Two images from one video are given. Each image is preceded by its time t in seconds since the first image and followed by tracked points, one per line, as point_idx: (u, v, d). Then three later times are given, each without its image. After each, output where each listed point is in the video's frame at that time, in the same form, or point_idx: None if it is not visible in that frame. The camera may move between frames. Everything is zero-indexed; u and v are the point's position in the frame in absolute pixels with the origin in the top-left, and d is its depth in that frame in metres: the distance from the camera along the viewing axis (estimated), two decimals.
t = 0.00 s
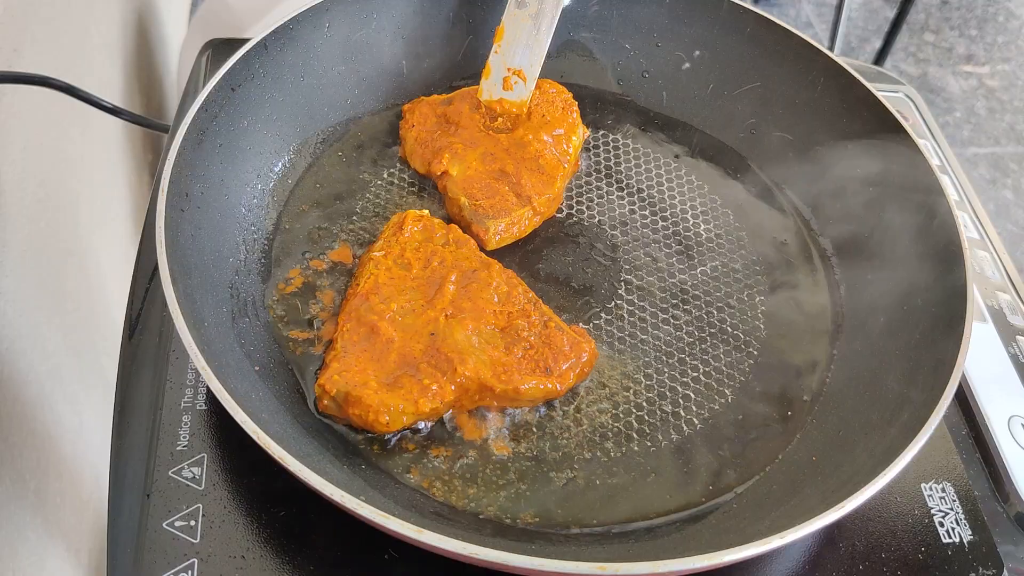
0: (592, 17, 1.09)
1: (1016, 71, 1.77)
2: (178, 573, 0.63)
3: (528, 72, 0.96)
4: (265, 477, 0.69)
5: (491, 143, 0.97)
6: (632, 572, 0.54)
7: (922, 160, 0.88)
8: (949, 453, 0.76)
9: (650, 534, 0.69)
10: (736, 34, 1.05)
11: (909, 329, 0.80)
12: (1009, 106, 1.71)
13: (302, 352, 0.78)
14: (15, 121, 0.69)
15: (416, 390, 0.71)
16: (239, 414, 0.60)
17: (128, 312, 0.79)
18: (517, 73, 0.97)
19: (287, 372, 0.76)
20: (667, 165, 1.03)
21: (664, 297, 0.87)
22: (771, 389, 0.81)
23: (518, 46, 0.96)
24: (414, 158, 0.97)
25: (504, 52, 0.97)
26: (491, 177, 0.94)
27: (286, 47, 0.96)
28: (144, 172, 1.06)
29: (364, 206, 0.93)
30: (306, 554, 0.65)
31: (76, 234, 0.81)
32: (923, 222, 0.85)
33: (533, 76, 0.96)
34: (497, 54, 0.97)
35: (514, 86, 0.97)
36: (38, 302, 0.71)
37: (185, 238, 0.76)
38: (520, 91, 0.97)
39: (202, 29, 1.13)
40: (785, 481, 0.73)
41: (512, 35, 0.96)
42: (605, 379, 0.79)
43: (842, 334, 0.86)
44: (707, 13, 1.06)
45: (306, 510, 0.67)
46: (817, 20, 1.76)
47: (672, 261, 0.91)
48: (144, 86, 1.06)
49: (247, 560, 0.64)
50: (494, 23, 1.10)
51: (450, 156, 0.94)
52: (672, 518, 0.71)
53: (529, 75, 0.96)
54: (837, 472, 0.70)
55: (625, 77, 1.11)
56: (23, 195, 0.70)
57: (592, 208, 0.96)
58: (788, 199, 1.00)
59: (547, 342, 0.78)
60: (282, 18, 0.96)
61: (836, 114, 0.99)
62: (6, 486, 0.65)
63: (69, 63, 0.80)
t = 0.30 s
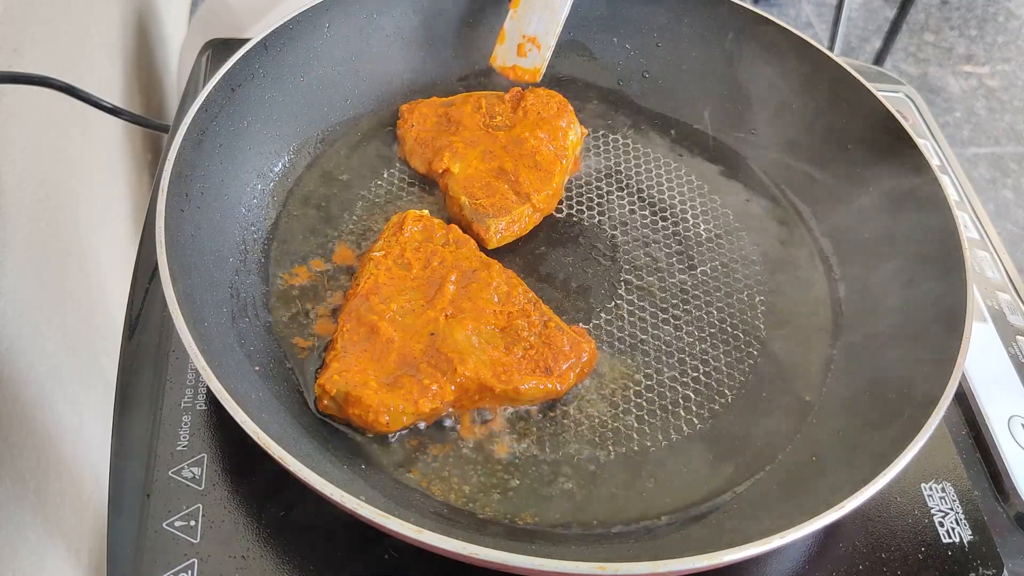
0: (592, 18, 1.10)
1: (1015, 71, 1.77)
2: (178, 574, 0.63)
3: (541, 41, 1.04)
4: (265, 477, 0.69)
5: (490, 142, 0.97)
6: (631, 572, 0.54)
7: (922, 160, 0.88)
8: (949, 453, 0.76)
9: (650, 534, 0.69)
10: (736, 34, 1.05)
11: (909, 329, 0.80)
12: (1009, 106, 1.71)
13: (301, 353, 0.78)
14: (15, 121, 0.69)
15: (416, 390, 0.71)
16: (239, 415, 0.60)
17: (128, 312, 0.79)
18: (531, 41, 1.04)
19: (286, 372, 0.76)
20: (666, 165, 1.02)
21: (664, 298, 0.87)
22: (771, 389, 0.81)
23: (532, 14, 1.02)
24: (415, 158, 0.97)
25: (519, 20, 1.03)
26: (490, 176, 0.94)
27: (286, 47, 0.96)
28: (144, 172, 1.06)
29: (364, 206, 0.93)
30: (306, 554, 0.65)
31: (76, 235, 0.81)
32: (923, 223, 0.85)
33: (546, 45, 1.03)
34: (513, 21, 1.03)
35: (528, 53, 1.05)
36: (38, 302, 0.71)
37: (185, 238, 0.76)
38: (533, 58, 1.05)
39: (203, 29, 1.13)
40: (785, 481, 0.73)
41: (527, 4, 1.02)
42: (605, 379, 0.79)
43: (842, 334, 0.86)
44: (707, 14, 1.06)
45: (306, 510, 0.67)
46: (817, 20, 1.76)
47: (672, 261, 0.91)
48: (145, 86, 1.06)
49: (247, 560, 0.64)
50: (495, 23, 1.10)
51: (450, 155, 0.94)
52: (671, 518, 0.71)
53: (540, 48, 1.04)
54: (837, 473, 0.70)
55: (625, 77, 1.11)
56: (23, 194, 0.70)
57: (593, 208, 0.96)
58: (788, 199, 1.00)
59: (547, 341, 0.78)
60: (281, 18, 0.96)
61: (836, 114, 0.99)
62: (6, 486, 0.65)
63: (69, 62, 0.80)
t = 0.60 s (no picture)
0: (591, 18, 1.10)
1: (1016, 71, 1.77)
2: (178, 574, 0.63)
3: None
4: (266, 477, 0.69)
5: (490, 142, 0.97)
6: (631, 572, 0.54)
7: (922, 160, 0.88)
8: (949, 453, 0.76)
9: (650, 534, 0.69)
10: (736, 34, 1.06)
11: (909, 329, 0.80)
12: (1009, 106, 1.71)
13: (302, 353, 0.78)
14: (15, 121, 0.69)
15: (416, 390, 0.71)
16: (239, 415, 0.60)
17: (128, 312, 0.79)
18: None
19: (286, 372, 0.76)
20: (667, 165, 1.02)
21: (664, 298, 0.87)
22: (771, 389, 0.81)
23: None
24: (415, 158, 0.97)
25: None
26: (490, 175, 0.94)
27: (286, 47, 0.97)
28: (144, 172, 1.06)
29: (364, 206, 0.93)
30: (305, 554, 0.65)
31: (76, 235, 0.81)
32: (923, 223, 0.85)
33: None
34: None
35: None
36: (38, 302, 0.71)
37: (184, 238, 0.76)
38: None
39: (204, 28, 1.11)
40: (785, 481, 0.73)
41: None
42: (605, 379, 0.79)
43: (842, 334, 0.86)
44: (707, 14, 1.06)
45: (306, 510, 0.67)
46: (818, 20, 1.76)
47: (672, 261, 0.91)
48: (145, 86, 1.06)
49: (247, 560, 0.64)
50: (494, 24, 1.11)
51: (450, 155, 0.94)
52: (672, 518, 0.71)
53: None
54: (837, 473, 0.70)
55: (626, 77, 1.11)
56: (23, 195, 0.70)
57: (593, 208, 0.96)
58: (788, 199, 1.00)
59: (547, 341, 0.78)
60: (280, 19, 0.97)
61: (836, 114, 0.99)
62: (6, 486, 0.65)
63: (69, 63, 0.80)
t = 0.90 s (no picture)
0: (592, 18, 1.10)
1: (1016, 71, 1.77)
2: (179, 573, 0.63)
3: None
4: (266, 477, 0.69)
5: (490, 142, 0.97)
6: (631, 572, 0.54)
7: (922, 160, 0.88)
8: (948, 453, 0.76)
9: (650, 534, 0.69)
10: (736, 35, 1.06)
11: (909, 329, 0.80)
12: (1009, 106, 1.71)
13: (302, 353, 0.78)
14: (15, 121, 0.69)
15: (415, 390, 0.71)
16: (240, 414, 0.60)
17: (128, 312, 0.79)
18: None
19: (286, 372, 0.76)
20: (667, 165, 1.02)
21: (664, 297, 0.87)
22: (771, 390, 0.81)
23: None
24: (414, 157, 0.97)
25: None
26: (490, 175, 0.94)
27: (286, 47, 0.97)
28: (144, 172, 1.06)
29: (364, 206, 0.93)
30: (305, 554, 0.65)
31: (76, 235, 0.81)
32: (924, 223, 0.85)
33: None
34: None
35: None
36: (38, 302, 0.71)
37: (184, 238, 0.76)
38: None
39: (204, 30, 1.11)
40: (785, 481, 0.73)
41: None
42: (605, 379, 0.79)
43: (842, 335, 0.86)
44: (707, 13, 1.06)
45: (306, 510, 0.67)
46: (817, 20, 1.76)
47: (672, 261, 0.91)
48: (145, 85, 1.06)
49: (247, 560, 0.64)
50: (494, 23, 1.11)
51: (450, 154, 0.94)
52: (672, 518, 0.71)
53: None
54: (837, 473, 0.70)
55: (625, 77, 1.11)
56: (23, 194, 0.70)
57: (593, 208, 0.96)
58: (788, 199, 1.00)
59: (547, 341, 0.78)
60: (280, 19, 0.97)
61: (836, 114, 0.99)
62: (7, 486, 0.65)
63: (69, 62, 0.80)
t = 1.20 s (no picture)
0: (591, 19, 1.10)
1: (1016, 71, 1.77)
2: (178, 573, 0.63)
3: None
4: (265, 477, 0.69)
5: (490, 142, 0.97)
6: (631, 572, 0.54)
7: (922, 160, 0.88)
8: (949, 453, 0.76)
9: (650, 534, 0.69)
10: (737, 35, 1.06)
11: (909, 329, 0.80)
12: (1009, 106, 1.71)
13: (301, 353, 0.78)
14: (15, 121, 0.69)
15: (415, 390, 0.71)
16: (240, 415, 0.60)
17: (128, 312, 0.79)
18: None
19: (286, 372, 0.76)
20: (667, 165, 1.02)
21: (664, 297, 0.87)
22: (771, 390, 0.81)
23: None
24: (414, 157, 0.96)
25: None
26: (490, 175, 0.94)
27: (285, 47, 0.97)
28: (144, 172, 1.06)
29: (364, 206, 0.93)
30: (305, 555, 0.65)
31: (76, 236, 0.81)
32: (924, 223, 0.85)
33: None
34: None
35: None
36: (38, 302, 0.71)
37: (184, 238, 0.76)
38: None
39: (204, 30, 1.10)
40: (785, 481, 0.73)
41: None
42: (606, 379, 0.79)
43: (842, 335, 0.86)
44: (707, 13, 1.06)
45: (306, 510, 0.67)
46: (817, 20, 1.76)
47: (672, 260, 0.91)
48: (144, 85, 1.06)
49: (247, 560, 0.64)
50: (494, 23, 1.11)
51: (450, 154, 0.94)
52: (672, 518, 0.71)
53: None
54: (837, 473, 0.70)
55: (625, 77, 1.11)
56: (23, 194, 0.70)
57: (593, 208, 0.96)
58: (788, 199, 1.00)
59: (547, 341, 0.77)
60: (280, 18, 0.97)
61: (836, 114, 0.99)
62: (7, 486, 0.65)
63: (69, 62, 0.80)
